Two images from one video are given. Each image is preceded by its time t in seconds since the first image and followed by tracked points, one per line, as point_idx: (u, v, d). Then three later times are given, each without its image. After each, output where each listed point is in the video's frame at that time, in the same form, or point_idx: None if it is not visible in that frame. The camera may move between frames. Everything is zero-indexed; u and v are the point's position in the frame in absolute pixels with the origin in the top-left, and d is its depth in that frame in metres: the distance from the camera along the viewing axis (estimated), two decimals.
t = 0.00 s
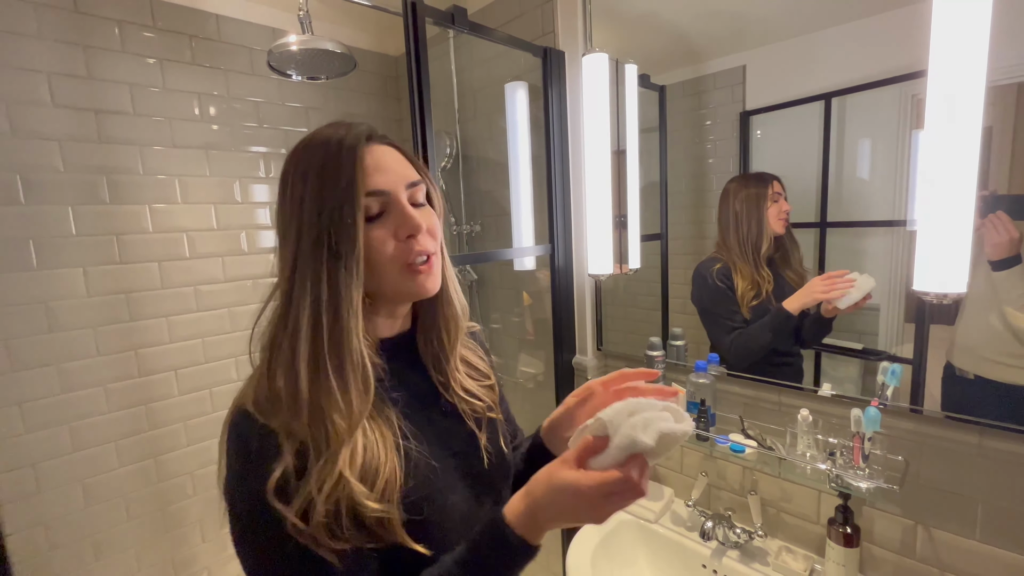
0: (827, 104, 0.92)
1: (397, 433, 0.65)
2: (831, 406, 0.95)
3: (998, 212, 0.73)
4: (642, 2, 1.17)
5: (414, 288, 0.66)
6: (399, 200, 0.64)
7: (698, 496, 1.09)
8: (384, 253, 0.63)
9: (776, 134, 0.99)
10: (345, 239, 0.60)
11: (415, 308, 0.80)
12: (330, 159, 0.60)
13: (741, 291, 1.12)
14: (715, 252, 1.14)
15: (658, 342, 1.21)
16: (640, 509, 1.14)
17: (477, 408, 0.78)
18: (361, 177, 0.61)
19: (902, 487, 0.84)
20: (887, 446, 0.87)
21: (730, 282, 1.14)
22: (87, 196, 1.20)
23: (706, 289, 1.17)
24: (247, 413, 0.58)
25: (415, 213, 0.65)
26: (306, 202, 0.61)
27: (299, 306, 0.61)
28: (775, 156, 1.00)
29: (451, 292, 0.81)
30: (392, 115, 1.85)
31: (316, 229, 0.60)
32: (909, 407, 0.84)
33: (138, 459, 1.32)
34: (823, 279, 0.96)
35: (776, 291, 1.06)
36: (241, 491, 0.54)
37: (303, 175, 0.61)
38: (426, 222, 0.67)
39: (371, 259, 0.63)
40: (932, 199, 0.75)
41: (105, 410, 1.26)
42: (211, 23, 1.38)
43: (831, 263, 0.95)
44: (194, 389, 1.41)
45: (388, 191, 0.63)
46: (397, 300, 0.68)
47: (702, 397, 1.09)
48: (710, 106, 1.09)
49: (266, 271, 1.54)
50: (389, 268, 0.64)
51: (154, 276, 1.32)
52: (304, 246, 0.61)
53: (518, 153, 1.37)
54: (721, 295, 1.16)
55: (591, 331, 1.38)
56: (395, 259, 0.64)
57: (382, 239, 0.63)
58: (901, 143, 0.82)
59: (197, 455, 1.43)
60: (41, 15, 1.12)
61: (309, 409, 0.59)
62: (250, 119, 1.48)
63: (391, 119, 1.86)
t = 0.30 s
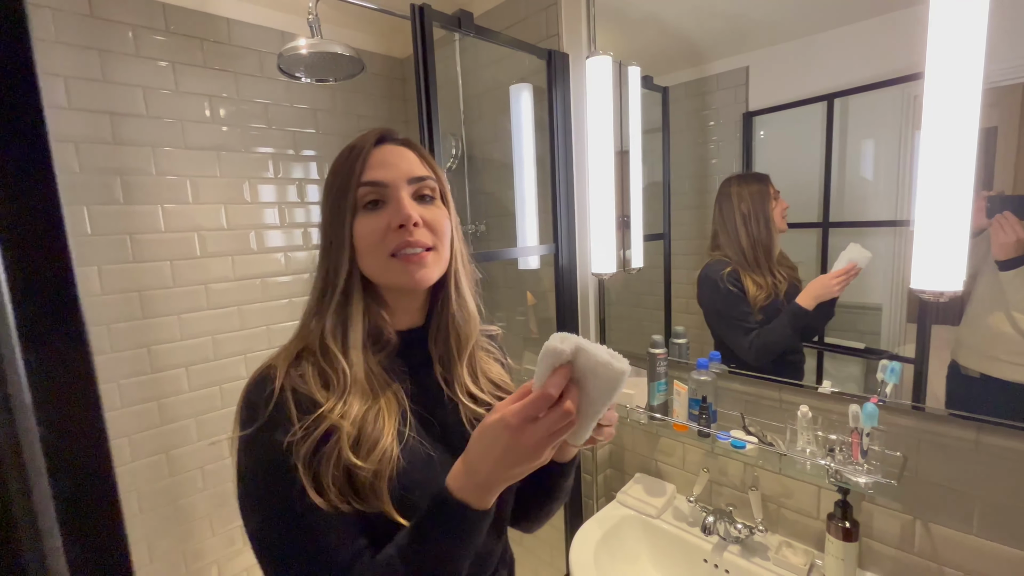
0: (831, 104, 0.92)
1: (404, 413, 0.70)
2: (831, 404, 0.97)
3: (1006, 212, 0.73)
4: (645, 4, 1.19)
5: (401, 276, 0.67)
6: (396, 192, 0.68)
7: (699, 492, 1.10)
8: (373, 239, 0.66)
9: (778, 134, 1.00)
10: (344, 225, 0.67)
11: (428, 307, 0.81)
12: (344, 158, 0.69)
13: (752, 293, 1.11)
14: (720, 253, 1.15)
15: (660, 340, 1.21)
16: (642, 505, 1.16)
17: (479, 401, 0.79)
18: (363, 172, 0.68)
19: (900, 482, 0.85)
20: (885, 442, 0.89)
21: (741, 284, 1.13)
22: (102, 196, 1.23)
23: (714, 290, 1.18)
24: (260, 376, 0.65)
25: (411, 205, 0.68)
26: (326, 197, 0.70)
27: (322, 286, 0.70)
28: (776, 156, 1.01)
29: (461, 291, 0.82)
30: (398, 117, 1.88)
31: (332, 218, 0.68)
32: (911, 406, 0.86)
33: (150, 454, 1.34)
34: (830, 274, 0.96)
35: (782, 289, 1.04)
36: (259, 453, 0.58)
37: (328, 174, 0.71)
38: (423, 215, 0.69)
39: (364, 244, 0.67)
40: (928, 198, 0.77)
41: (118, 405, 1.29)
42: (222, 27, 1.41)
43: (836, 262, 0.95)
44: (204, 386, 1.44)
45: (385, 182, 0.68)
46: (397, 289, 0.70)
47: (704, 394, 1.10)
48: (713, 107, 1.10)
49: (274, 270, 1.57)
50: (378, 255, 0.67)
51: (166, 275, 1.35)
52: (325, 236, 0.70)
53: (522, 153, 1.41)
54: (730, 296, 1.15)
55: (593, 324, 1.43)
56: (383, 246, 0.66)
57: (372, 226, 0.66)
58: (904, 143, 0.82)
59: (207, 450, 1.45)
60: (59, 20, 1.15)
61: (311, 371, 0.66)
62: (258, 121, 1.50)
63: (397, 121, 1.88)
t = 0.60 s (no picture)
0: (835, 103, 0.92)
1: (396, 409, 0.70)
2: (832, 401, 0.97)
3: (1015, 211, 0.74)
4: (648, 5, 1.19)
5: (416, 283, 0.70)
6: (419, 202, 0.68)
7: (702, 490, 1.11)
8: (393, 246, 0.67)
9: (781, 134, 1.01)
10: (366, 228, 0.66)
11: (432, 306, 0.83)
12: (372, 159, 0.67)
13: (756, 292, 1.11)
14: (724, 252, 1.15)
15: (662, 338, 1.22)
16: (645, 502, 1.16)
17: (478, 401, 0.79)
18: (389, 177, 0.67)
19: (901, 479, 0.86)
20: (886, 440, 0.89)
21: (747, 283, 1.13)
22: (113, 196, 1.26)
23: (719, 288, 1.18)
24: (257, 370, 0.67)
25: (433, 217, 0.69)
26: (346, 195, 0.68)
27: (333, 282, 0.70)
28: (779, 155, 1.01)
29: (467, 294, 0.84)
30: (403, 117, 1.89)
31: (352, 219, 0.67)
32: (916, 403, 0.85)
33: (160, 449, 1.37)
34: (835, 280, 0.97)
35: (787, 288, 1.05)
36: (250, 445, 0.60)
37: (349, 170, 0.68)
38: (441, 228, 0.70)
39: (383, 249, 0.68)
40: (928, 197, 0.77)
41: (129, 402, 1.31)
42: (229, 29, 1.43)
43: (838, 260, 0.95)
44: (212, 382, 1.46)
45: (411, 191, 0.68)
46: (408, 294, 0.72)
47: (706, 392, 1.11)
48: (717, 106, 1.11)
49: (281, 268, 1.59)
50: (397, 261, 0.68)
51: (176, 274, 1.37)
52: (337, 231, 0.69)
53: (526, 154, 1.41)
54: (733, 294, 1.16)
55: (597, 323, 1.43)
56: (401, 253, 0.68)
57: (395, 233, 0.67)
58: (910, 141, 0.82)
59: (214, 446, 1.47)
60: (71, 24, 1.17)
61: (305, 366, 0.68)
62: (265, 122, 1.52)
63: (402, 121, 1.89)
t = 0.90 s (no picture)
0: (838, 102, 0.93)
1: (397, 409, 0.70)
2: (834, 400, 0.97)
3: None
4: (650, 4, 1.20)
5: (418, 280, 0.70)
6: (421, 199, 0.69)
7: (704, 488, 1.11)
8: (395, 243, 0.68)
9: (785, 133, 1.01)
10: (368, 225, 0.67)
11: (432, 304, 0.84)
12: (373, 157, 0.68)
13: (760, 290, 1.11)
14: (727, 251, 1.15)
15: (664, 337, 1.23)
16: (647, 500, 1.17)
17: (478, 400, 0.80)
18: (391, 175, 0.68)
19: (902, 477, 0.86)
20: (888, 438, 0.90)
21: (751, 280, 1.13)
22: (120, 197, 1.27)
23: (722, 287, 1.18)
24: (259, 367, 0.68)
25: (434, 214, 0.70)
26: (347, 192, 0.69)
27: (336, 278, 0.71)
28: (782, 154, 1.02)
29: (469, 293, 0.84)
30: (406, 118, 1.90)
31: (354, 216, 0.68)
32: (919, 402, 0.85)
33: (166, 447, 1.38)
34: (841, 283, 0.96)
35: (789, 287, 1.05)
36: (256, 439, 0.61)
37: (351, 168, 0.69)
38: (443, 225, 0.71)
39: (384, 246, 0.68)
40: (929, 196, 0.78)
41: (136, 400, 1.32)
42: (234, 31, 1.44)
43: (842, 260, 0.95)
44: (218, 381, 1.47)
45: (412, 188, 0.69)
46: (410, 290, 0.73)
47: (707, 390, 1.11)
48: (720, 105, 1.11)
49: (285, 268, 1.60)
50: (399, 258, 0.69)
51: (182, 273, 1.38)
52: (340, 228, 0.70)
53: (529, 154, 1.42)
54: (737, 292, 1.16)
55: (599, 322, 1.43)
56: (403, 250, 0.68)
57: (396, 230, 0.68)
58: (913, 139, 0.82)
59: (221, 444, 1.49)
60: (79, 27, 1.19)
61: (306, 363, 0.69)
62: (270, 123, 1.53)
63: (405, 121, 1.90)
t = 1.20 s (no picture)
0: (839, 102, 0.93)
1: (401, 408, 0.71)
2: (834, 399, 0.98)
3: None
4: (650, 5, 1.20)
5: (423, 282, 0.71)
6: (424, 201, 0.70)
7: (704, 487, 1.11)
8: (400, 246, 0.69)
9: (785, 133, 1.01)
10: (373, 228, 0.68)
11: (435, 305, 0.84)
12: (378, 160, 0.69)
13: (762, 288, 1.11)
14: (728, 251, 1.16)
15: (665, 336, 1.23)
16: (648, 499, 1.17)
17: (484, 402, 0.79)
18: (396, 178, 0.68)
19: (902, 476, 0.86)
20: (888, 437, 0.90)
21: (752, 279, 1.13)
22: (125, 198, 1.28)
23: (723, 285, 1.18)
24: (267, 367, 0.68)
25: (437, 217, 0.71)
26: (353, 196, 0.69)
27: (342, 280, 0.71)
28: (783, 155, 1.02)
29: (472, 294, 0.85)
30: (408, 118, 1.91)
31: (360, 219, 0.68)
32: (921, 402, 0.85)
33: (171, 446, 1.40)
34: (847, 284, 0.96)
35: (793, 286, 1.05)
36: (260, 436, 0.62)
37: (356, 172, 0.70)
38: (446, 228, 0.72)
39: (390, 249, 0.69)
40: (927, 197, 0.79)
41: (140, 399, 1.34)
42: (237, 34, 1.45)
43: (844, 260, 0.95)
44: (221, 380, 1.48)
45: (416, 192, 0.69)
46: (415, 292, 0.74)
47: (708, 389, 1.11)
48: (721, 106, 1.11)
49: (288, 268, 1.61)
50: (404, 260, 0.70)
51: (185, 273, 1.39)
52: (343, 231, 0.70)
53: (529, 154, 1.42)
54: (739, 291, 1.16)
55: (600, 322, 1.44)
56: (407, 252, 0.69)
57: (402, 233, 0.69)
58: (912, 139, 0.83)
59: (225, 443, 1.50)
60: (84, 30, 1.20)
61: (312, 363, 0.69)
62: (272, 124, 1.54)
63: (407, 122, 1.91)
